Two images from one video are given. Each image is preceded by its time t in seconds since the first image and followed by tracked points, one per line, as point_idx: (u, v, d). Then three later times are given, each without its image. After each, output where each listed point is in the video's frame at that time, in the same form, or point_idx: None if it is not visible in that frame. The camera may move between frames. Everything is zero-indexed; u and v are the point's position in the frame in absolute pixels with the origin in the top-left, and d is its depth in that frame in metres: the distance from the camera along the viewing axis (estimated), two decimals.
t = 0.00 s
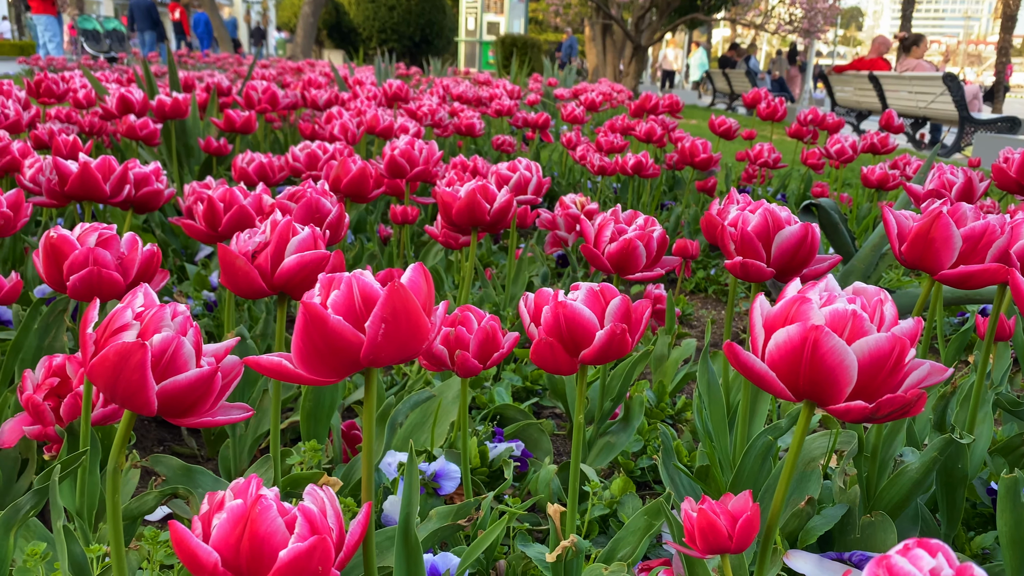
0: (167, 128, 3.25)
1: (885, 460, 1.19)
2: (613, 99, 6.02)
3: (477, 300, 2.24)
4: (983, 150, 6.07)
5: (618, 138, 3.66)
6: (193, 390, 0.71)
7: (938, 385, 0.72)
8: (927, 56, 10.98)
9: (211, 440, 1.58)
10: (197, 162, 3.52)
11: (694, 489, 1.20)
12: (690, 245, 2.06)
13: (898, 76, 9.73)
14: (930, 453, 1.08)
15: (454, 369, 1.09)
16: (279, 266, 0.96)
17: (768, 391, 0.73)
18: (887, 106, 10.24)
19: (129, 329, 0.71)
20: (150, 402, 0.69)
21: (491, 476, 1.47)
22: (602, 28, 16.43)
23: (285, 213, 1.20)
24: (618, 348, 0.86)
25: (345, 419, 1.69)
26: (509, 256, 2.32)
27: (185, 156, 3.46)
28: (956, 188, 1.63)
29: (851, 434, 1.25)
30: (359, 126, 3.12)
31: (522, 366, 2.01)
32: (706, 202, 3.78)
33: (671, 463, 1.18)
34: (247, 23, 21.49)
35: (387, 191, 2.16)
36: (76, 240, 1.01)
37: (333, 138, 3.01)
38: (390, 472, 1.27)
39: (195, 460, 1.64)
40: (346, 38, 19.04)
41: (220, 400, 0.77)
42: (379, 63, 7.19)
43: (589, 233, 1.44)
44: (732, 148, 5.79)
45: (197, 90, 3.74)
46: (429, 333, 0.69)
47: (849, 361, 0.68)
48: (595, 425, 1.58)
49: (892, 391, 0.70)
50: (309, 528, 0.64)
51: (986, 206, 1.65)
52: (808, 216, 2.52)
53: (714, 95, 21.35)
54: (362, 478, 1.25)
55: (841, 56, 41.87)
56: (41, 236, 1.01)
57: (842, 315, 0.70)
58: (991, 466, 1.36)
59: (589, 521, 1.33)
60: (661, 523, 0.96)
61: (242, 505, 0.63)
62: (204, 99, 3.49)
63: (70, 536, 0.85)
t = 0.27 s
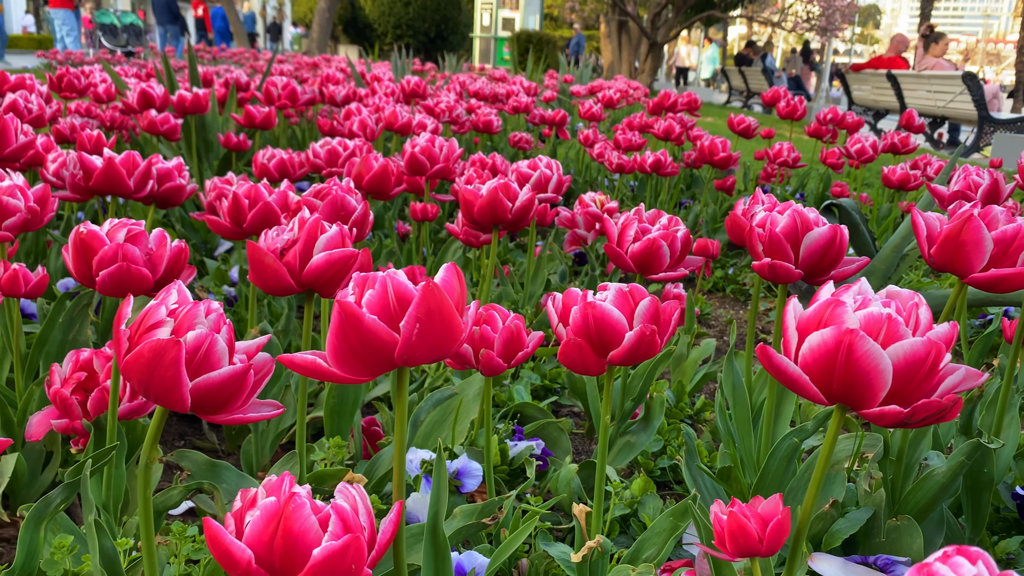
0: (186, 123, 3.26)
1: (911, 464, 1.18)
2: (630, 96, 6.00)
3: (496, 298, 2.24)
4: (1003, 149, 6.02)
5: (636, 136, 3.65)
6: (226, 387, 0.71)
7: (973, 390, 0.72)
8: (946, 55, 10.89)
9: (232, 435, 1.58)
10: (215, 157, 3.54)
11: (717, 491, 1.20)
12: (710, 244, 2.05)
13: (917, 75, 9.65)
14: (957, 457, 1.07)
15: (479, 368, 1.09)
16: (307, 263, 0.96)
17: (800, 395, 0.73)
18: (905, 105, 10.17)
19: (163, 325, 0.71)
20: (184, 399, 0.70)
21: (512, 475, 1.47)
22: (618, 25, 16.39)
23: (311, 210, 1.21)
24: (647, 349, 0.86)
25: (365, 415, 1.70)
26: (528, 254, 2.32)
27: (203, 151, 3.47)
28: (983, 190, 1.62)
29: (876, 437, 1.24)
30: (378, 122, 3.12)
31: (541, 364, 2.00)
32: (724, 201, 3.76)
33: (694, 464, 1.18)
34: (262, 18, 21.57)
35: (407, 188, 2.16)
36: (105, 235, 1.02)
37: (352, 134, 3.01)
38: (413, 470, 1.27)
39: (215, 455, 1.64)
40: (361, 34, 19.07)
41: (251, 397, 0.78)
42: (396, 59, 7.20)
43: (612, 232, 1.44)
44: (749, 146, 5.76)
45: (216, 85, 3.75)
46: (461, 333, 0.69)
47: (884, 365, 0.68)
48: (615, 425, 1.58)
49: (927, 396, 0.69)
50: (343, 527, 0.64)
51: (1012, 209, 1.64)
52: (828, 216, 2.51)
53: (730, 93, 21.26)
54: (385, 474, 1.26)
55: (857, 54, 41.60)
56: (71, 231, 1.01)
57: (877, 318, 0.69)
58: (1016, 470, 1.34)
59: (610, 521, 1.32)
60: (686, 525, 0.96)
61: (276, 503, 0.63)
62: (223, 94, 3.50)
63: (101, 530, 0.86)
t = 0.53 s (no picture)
0: (202, 118, 3.28)
1: (929, 468, 1.17)
2: (644, 92, 5.98)
3: (510, 295, 2.24)
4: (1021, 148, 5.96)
5: (650, 133, 3.63)
6: (245, 388, 0.71)
7: (997, 397, 0.71)
8: (963, 52, 10.79)
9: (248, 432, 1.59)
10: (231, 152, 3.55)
11: (733, 493, 1.19)
12: (726, 244, 2.04)
13: (933, 72, 9.58)
14: (977, 462, 1.06)
15: (494, 368, 1.09)
16: (325, 263, 0.96)
17: (822, 400, 0.73)
18: (921, 102, 10.09)
19: (183, 326, 0.71)
20: (203, 400, 0.70)
21: (525, 474, 1.47)
22: (632, 20, 16.33)
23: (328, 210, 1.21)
24: (666, 352, 0.85)
25: (379, 413, 1.70)
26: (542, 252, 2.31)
27: (219, 147, 3.49)
28: (1004, 191, 1.60)
29: (894, 440, 1.23)
30: (393, 119, 3.12)
31: (554, 362, 2.00)
32: (739, 199, 3.75)
33: (710, 466, 1.17)
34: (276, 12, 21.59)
35: (422, 186, 2.16)
36: (124, 234, 1.02)
37: (367, 131, 3.01)
38: (428, 468, 1.28)
39: (230, 451, 1.65)
40: (374, 28, 19.07)
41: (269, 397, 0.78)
42: (410, 55, 7.20)
43: (629, 232, 1.43)
44: (764, 143, 5.73)
45: (231, 81, 3.76)
46: (481, 335, 0.68)
47: (907, 371, 0.67)
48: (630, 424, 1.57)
49: (951, 403, 0.68)
50: (362, 529, 0.64)
51: None
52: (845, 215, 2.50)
53: (744, 89, 21.17)
54: (400, 473, 1.26)
55: (873, 50, 41.27)
56: (90, 229, 1.02)
57: (900, 324, 0.69)
58: None
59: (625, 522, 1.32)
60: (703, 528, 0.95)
61: (294, 505, 0.63)
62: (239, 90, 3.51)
63: (119, 528, 0.86)
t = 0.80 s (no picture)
0: (217, 114, 3.30)
1: (946, 468, 1.17)
2: (657, 88, 5.96)
3: (524, 292, 2.24)
4: None
5: (664, 129, 3.63)
6: (269, 386, 0.72)
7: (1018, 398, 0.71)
8: (979, 46, 10.71)
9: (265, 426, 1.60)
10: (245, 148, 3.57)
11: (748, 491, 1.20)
12: (741, 241, 2.04)
13: (948, 67, 9.51)
14: (994, 462, 1.06)
15: (512, 366, 1.09)
16: (346, 260, 0.97)
17: (842, 401, 0.73)
18: (936, 98, 10.03)
19: (209, 324, 0.72)
20: (228, 397, 0.71)
21: (541, 470, 1.48)
22: (644, 15, 16.27)
23: (346, 207, 1.22)
24: (685, 352, 0.85)
25: (395, 409, 1.71)
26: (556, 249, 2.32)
27: (234, 142, 3.51)
28: None
29: (911, 439, 1.23)
30: (407, 115, 3.13)
31: (568, 359, 2.01)
32: (753, 195, 3.74)
33: (726, 465, 1.18)
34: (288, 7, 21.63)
35: (437, 182, 2.16)
36: (147, 231, 1.03)
37: (381, 127, 3.02)
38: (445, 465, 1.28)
39: (247, 445, 1.66)
40: (386, 23, 19.07)
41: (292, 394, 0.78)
42: (422, 50, 7.20)
43: (645, 230, 1.43)
44: (777, 139, 5.71)
45: (246, 76, 3.78)
46: (503, 335, 0.69)
47: (929, 373, 0.67)
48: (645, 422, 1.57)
49: (972, 405, 0.69)
50: (386, 527, 0.65)
51: None
52: (860, 212, 2.49)
53: (757, 84, 21.07)
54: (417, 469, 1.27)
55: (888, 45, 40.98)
56: (113, 226, 1.03)
57: (922, 325, 0.69)
58: None
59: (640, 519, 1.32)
60: (720, 526, 0.96)
61: (319, 502, 0.64)
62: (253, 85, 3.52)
63: (144, 522, 0.87)
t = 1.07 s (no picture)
0: (231, 111, 3.31)
1: (961, 469, 1.17)
2: (669, 83, 5.95)
3: (538, 290, 2.25)
4: None
5: (677, 125, 3.62)
6: (292, 389, 0.73)
7: None
8: (994, 41, 10.63)
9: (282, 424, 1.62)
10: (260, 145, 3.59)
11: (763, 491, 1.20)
12: (755, 239, 2.04)
13: (963, 62, 9.45)
14: (1010, 465, 1.06)
15: (529, 366, 1.10)
16: (365, 262, 0.98)
17: (860, 405, 0.73)
18: (950, 93, 9.97)
19: (233, 328, 0.73)
20: (252, 400, 0.72)
21: (555, 469, 1.49)
22: (656, 9, 16.21)
23: (364, 208, 1.23)
24: (702, 355, 0.86)
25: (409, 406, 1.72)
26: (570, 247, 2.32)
27: (248, 139, 3.53)
28: None
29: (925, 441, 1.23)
30: (420, 112, 3.14)
31: (581, 357, 2.01)
32: (766, 192, 3.73)
33: (741, 465, 1.18)
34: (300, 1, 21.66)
35: (450, 180, 2.17)
36: (167, 232, 1.04)
37: (395, 124, 3.03)
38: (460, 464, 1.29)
39: (264, 442, 1.68)
40: (397, 17, 19.07)
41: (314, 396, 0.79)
42: (434, 45, 7.20)
43: (660, 230, 1.44)
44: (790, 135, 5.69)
45: (259, 73, 3.79)
46: (523, 339, 0.70)
47: (947, 379, 0.68)
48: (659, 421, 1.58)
49: (990, 411, 0.69)
50: (408, 529, 0.65)
51: None
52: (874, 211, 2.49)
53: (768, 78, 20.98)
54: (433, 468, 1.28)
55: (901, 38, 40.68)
56: (134, 228, 1.04)
57: (940, 331, 0.69)
58: None
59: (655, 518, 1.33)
60: (735, 528, 0.96)
61: (342, 504, 0.65)
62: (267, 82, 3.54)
63: (166, 521, 0.89)
